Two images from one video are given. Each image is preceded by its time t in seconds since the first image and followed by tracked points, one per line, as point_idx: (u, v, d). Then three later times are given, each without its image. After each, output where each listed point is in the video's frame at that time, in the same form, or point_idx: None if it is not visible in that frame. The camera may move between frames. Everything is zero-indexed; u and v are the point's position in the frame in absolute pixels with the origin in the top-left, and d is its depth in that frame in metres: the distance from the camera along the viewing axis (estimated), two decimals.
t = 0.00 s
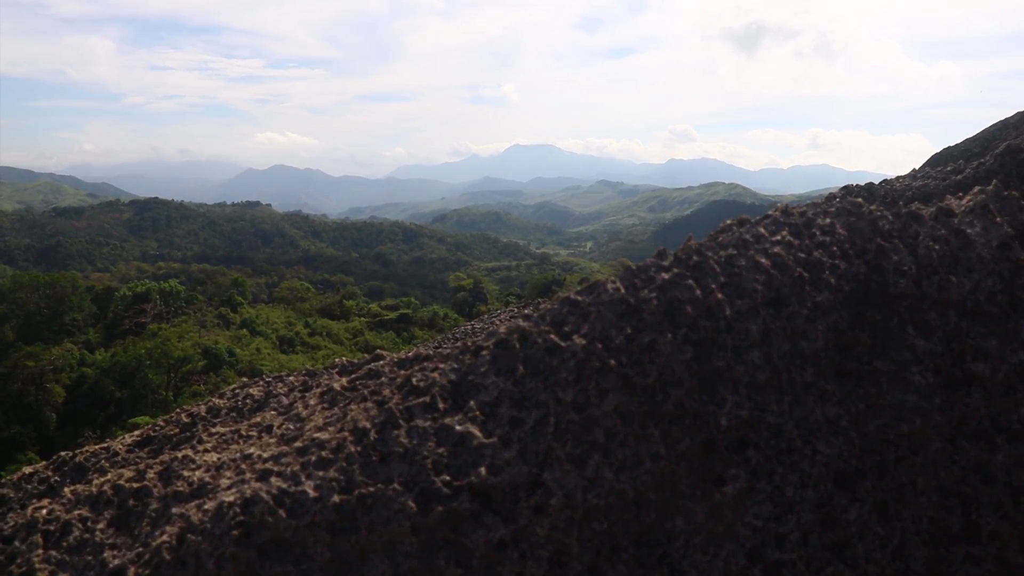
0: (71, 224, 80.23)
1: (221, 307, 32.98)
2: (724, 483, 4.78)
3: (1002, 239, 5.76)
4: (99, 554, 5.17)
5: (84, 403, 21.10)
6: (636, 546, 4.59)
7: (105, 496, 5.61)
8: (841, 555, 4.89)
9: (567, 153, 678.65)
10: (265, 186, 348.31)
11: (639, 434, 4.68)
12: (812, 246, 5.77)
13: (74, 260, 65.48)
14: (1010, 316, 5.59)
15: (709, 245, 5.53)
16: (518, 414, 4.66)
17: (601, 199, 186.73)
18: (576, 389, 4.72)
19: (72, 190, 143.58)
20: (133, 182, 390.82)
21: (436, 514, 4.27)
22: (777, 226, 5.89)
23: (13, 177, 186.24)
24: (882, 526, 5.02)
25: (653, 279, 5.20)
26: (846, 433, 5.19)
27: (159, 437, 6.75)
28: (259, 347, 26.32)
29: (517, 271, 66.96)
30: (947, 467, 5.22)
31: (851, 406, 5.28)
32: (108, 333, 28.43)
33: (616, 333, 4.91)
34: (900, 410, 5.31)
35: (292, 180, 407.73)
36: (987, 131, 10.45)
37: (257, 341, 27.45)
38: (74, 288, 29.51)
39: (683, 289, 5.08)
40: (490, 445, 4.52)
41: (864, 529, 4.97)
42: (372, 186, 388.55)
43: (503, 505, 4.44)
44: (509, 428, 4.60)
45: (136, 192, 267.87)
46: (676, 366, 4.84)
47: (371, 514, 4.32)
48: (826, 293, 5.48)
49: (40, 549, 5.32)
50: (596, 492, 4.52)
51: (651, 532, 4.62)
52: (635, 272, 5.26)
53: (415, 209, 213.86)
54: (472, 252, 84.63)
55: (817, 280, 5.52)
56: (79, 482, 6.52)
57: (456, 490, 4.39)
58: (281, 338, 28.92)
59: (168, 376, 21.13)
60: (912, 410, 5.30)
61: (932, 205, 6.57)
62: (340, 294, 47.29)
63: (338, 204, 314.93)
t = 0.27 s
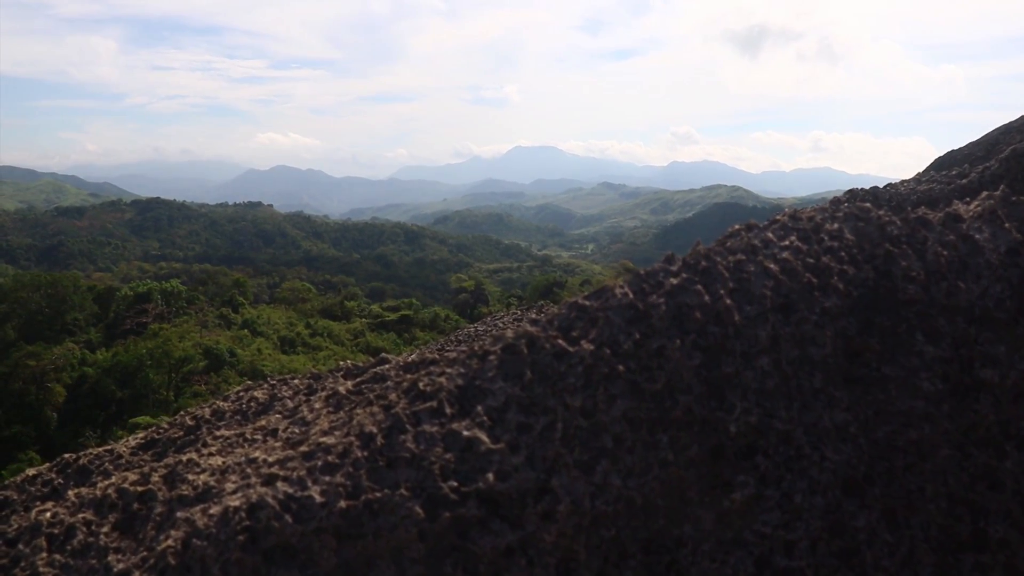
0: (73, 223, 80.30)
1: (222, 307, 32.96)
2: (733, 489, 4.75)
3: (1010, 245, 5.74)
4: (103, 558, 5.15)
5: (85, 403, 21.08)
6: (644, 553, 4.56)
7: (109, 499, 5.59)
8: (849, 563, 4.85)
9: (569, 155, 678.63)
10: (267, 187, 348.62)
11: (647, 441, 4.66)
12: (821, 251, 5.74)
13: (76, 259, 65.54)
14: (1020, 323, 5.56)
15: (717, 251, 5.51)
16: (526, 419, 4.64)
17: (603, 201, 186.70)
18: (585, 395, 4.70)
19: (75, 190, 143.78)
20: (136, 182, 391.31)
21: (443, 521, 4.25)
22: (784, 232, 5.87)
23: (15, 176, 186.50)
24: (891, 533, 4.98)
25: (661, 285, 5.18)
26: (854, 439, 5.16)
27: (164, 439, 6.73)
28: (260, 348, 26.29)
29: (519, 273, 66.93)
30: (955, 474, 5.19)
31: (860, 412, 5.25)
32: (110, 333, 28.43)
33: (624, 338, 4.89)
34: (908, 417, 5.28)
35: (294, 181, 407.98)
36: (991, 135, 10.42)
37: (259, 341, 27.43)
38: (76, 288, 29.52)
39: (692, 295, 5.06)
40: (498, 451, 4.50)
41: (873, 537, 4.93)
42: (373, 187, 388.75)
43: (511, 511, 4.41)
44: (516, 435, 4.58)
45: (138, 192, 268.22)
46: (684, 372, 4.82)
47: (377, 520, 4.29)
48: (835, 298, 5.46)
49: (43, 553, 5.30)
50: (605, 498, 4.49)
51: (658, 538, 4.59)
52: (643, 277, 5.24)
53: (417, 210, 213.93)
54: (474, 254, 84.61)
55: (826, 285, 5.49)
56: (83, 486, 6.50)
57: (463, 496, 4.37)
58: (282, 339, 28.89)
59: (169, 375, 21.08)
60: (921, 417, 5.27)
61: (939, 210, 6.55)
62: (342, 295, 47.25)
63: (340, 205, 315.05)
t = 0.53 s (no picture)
0: (77, 224, 80.43)
1: (226, 308, 32.97)
2: (743, 497, 4.73)
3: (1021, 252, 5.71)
4: (109, 564, 5.13)
5: (89, 403, 21.07)
6: (655, 562, 4.52)
7: (116, 504, 5.56)
8: (861, 571, 4.81)
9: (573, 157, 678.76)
10: (271, 188, 348.99)
11: (658, 448, 4.63)
12: (831, 257, 5.70)
13: (80, 260, 65.66)
14: None
15: (727, 257, 5.48)
16: (535, 426, 4.61)
17: (606, 204, 186.67)
18: (595, 401, 4.67)
19: (79, 191, 144.05)
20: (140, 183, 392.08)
21: (452, 528, 4.22)
22: (794, 238, 5.82)
23: (20, 177, 187.00)
24: (902, 541, 4.95)
25: (672, 291, 5.15)
26: (865, 446, 5.12)
27: (170, 444, 6.72)
28: (264, 349, 26.29)
29: (523, 276, 66.91)
30: (966, 482, 5.15)
31: (871, 419, 5.22)
32: (114, 333, 28.42)
33: (634, 345, 4.87)
34: (919, 424, 5.25)
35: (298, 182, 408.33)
36: (997, 139, 10.39)
37: (262, 343, 27.42)
38: (79, 289, 29.52)
39: (702, 300, 5.04)
40: (508, 457, 4.47)
41: (884, 544, 4.89)
42: (377, 188, 389.06)
43: (521, 518, 4.38)
44: (526, 441, 4.55)
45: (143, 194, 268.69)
46: (694, 379, 4.79)
47: (386, 527, 4.26)
48: (846, 305, 5.41)
49: (50, 558, 5.28)
50: (616, 506, 4.46)
51: (669, 546, 4.56)
52: (653, 283, 5.21)
53: (420, 212, 213.97)
54: (477, 256, 84.61)
55: (837, 291, 5.45)
56: (89, 489, 6.48)
57: (473, 503, 4.34)
58: (286, 340, 28.89)
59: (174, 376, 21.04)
60: (931, 424, 5.24)
61: (948, 215, 6.51)
62: (345, 296, 47.25)
63: (344, 207, 315.31)
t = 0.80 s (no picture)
0: (86, 226, 80.74)
1: (233, 310, 33.01)
2: (757, 505, 4.70)
3: None
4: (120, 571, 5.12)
5: (96, 404, 21.10)
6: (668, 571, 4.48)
7: (126, 510, 5.56)
8: None
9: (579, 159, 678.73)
10: (278, 190, 349.65)
11: (671, 455, 4.59)
12: (845, 262, 5.66)
13: (88, 261, 65.91)
14: None
15: (740, 262, 5.44)
16: (548, 433, 4.58)
17: (613, 206, 186.56)
18: (608, 408, 4.64)
19: (87, 192, 144.60)
20: (148, 185, 393.30)
21: (465, 537, 4.21)
22: (807, 243, 5.78)
23: (28, 179, 187.92)
24: (916, 549, 4.91)
25: (685, 297, 5.11)
26: (880, 453, 5.07)
27: (179, 449, 6.72)
28: (270, 351, 26.30)
29: (529, 278, 66.95)
30: (982, 489, 5.10)
31: (886, 426, 5.16)
32: (121, 334, 28.49)
33: (647, 352, 4.84)
34: (934, 430, 5.21)
35: (305, 183, 408.98)
36: (1007, 141, 10.33)
37: (269, 344, 27.45)
38: (87, 290, 29.59)
39: (715, 307, 5.01)
40: (521, 465, 4.44)
41: (898, 553, 4.85)
42: (384, 190, 389.53)
43: (533, 527, 4.34)
44: (539, 448, 4.52)
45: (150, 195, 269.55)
46: (709, 385, 4.76)
47: (398, 534, 4.23)
48: (860, 310, 5.36)
49: (61, 564, 5.28)
50: (629, 514, 4.43)
51: (682, 556, 4.52)
52: (666, 289, 5.17)
53: (427, 214, 214.14)
54: (484, 258, 84.62)
55: (850, 297, 5.41)
56: (98, 495, 6.48)
57: (485, 510, 4.32)
58: (292, 341, 28.92)
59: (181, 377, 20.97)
60: (947, 431, 5.20)
61: (961, 219, 6.45)
62: (352, 298, 47.27)
63: (351, 209, 315.73)
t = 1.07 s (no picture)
0: (93, 228, 80.96)
1: (241, 313, 33.06)
2: (771, 513, 4.65)
3: None
4: None
5: (104, 407, 21.13)
6: None
7: (135, 517, 5.54)
8: None
9: (586, 162, 678.60)
10: (284, 192, 350.26)
11: (684, 463, 4.54)
12: (858, 267, 5.60)
13: (96, 264, 66.09)
14: None
15: (752, 267, 5.39)
16: (559, 441, 4.54)
17: (619, 208, 186.49)
18: (620, 416, 4.60)
19: (95, 195, 145.13)
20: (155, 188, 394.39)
21: (476, 545, 4.17)
22: (820, 248, 5.73)
23: (36, 182, 188.56)
24: (932, 558, 4.85)
25: (697, 302, 5.07)
26: (894, 460, 5.02)
27: (188, 455, 6.71)
28: (277, 353, 26.28)
29: (536, 280, 66.87)
30: (996, 496, 5.05)
31: (899, 433, 5.11)
32: (129, 337, 28.53)
33: (660, 358, 4.78)
34: (948, 436, 5.15)
35: (312, 186, 409.64)
36: (1017, 142, 10.26)
37: (276, 347, 27.48)
38: (95, 293, 29.63)
39: (729, 312, 4.95)
40: (532, 473, 4.41)
41: (913, 561, 4.79)
42: (391, 192, 389.97)
43: (545, 535, 4.30)
44: (550, 456, 4.49)
45: (158, 199, 270.27)
46: (721, 392, 4.70)
47: (408, 543, 4.20)
48: (873, 316, 5.30)
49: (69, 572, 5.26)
50: (642, 522, 4.38)
51: (694, 564, 4.46)
52: (678, 295, 5.12)
53: (433, 216, 214.25)
54: (490, 260, 84.62)
55: (863, 302, 5.35)
56: (107, 500, 6.48)
57: (496, 519, 4.28)
58: (299, 344, 28.95)
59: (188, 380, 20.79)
60: (961, 437, 5.13)
61: (974, 223, 6.39)
62: (359, 301, 47.29)
63: (357, 211, 316.03)
